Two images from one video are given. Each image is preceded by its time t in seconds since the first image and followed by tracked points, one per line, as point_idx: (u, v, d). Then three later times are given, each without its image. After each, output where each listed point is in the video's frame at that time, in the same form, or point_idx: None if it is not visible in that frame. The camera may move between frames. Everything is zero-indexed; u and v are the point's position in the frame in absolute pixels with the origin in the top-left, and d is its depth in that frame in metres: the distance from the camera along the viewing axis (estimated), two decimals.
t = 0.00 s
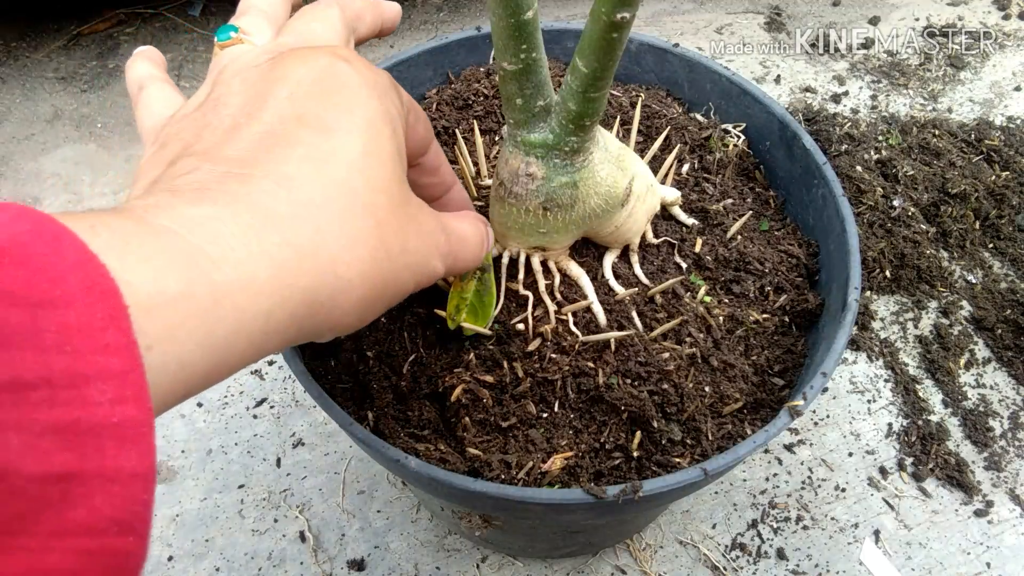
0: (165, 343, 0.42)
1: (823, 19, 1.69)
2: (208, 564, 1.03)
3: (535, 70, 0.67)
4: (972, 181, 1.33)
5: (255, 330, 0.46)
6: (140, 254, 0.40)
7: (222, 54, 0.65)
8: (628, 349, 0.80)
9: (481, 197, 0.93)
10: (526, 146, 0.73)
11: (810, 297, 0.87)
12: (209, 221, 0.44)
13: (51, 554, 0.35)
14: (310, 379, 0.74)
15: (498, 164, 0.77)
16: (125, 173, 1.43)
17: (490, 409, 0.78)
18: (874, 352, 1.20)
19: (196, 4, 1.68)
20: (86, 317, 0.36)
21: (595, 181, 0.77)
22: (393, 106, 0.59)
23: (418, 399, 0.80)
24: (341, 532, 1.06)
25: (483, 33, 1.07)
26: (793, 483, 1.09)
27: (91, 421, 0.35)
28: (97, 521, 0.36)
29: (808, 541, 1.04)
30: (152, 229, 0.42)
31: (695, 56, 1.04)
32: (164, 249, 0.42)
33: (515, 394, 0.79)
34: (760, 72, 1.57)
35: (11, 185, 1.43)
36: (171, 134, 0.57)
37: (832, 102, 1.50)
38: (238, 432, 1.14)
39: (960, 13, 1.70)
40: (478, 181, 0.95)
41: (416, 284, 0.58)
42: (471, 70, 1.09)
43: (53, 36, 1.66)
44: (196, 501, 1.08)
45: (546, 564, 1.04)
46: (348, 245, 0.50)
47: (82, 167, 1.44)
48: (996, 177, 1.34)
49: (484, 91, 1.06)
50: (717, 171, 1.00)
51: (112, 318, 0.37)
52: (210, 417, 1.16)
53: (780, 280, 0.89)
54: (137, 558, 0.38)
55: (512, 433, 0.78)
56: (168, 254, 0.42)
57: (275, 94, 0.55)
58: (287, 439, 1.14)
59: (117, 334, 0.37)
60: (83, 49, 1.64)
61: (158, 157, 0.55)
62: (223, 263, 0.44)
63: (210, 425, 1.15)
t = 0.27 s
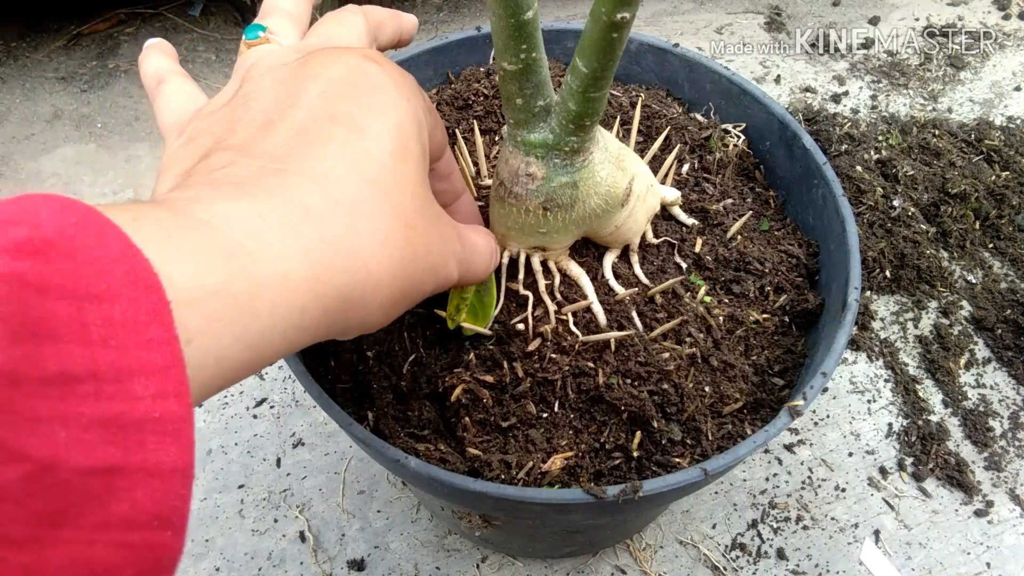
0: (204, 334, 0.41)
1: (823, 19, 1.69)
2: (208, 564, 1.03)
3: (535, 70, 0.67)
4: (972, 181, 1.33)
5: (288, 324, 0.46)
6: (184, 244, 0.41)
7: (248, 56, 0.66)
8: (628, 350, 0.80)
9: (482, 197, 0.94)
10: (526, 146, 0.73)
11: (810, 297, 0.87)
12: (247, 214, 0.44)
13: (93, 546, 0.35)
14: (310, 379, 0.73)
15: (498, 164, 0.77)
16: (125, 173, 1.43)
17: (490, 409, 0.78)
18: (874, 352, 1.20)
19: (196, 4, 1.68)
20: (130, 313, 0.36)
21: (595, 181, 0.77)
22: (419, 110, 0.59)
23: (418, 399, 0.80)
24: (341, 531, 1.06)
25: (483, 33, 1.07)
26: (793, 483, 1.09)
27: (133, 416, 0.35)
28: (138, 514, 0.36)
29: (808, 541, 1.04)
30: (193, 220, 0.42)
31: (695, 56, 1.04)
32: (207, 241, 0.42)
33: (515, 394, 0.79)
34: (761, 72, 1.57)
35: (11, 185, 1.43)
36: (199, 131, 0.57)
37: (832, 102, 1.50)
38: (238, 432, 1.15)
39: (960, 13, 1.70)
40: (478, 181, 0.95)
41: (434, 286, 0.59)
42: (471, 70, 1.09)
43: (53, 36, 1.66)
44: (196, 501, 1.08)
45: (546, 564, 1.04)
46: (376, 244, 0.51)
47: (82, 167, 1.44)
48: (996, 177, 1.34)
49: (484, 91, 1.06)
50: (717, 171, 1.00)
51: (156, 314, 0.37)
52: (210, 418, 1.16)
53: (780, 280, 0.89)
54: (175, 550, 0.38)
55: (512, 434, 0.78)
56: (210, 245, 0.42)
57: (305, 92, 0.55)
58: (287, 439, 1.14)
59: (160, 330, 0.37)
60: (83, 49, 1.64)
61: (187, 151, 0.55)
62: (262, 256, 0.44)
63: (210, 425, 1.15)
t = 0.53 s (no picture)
0: (209, 323, 0.42)
1: (823, 19, 1.69)
2: (208, 564, 1.03)
3: (535, 70, 0.67)
4: (972, 181, 1.33)
5: (294, 316, 0.46)
6: (184, 236, 0.41)
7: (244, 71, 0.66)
8: (628, 349, 0.80)
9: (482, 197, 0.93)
10: (526, 146, 0.73)
11: (810, 297, 0.87)
12: (250, 210, 0.44)
13: (96, 528, 0.36)
14: (310, 379, 0.73)
15: (498, 164, 0.77)
16: (125, 173, 1.43)
17: (490, 409, 0.78)
18: (874, 353, 1.20)
19: (196, 4, 1.68)
20: (132, 300, 0.36)
21: (595, 181, 0.77)
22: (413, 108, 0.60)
23: (418, 399, 0.80)
24: (342, 531, 1.06)
25: (483, 33, 1.07)
26: (793, 483, 1.09)
27: (135, 399, 0.36)
28: (139, 497, 0.36)
29: (808, 541, 1.04)
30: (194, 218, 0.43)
31: (695, 56, 1.04)
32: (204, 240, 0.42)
33: (515, 394, 0.78)
34: (761, 72, 1.57)
35: (11, 185, 1.43)
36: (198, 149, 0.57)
37: (832, 102, 1.50)
38: (237, 432, 1.14)
39: (960, 13, 1.70)
40: (479, 182, 0.95)
41: (436, 280, 0.59)
42: (471, 70, 1.09)
43: (53, 36, 1.66)
44: (196, 501, 1.08)
45: (546, 564, 1.04)
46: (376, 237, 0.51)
47: (82, 167, 1.44)
48: (996, 177, 1.34)
49: (484, 91, 1.06)
50: (718, 171, 1.00)
51: (156, 299, 0.37)
52: (210, 418, 1.16)
53: (781, 280, 0.89)
54: (175, 532, 0.38)
55: (512, 434, 0.78)
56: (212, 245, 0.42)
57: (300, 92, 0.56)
58: (288, 439, 1.14)
59: (160, 315, 0.37)
60: (83, 49, 1.64)
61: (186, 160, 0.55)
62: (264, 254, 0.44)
63: (210, 426, 1.15)
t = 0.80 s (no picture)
0: None
1: (823, 19, 1.69)
2: (208, 564, 1.03)
3: (535, 70, 0.67)
4: (972, 181, 1.33)
5: (97, 61, 0.42)
6: None
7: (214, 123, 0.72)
8: (628, 349, 0.80)
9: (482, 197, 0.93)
10: (526, 146, 0.74)
11: (810, 297, 0.87)
12: (22, 26, 0.40)
13: None
14: (309, 379, 0.73)
15: (498, 164, 0.77)
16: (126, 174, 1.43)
17: (490, 409, 0.78)
18: (873, 352, 1.20)
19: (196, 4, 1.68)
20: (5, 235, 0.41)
21: (595, 181, 0.77)
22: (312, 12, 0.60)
23: (418, 399, 0.80)
24: (342, 532, 1.06)
25: (483, 33, 1.07)
26: (793, 483, 1.09)
27: None
28: None
29: (808, 541, 1.04)
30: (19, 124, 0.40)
31: (695, 56, 1.04)
32: None
33: (515, 394, 0.78)
34: (761, 72, 1.57)
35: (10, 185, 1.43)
36: (100, 189, 0.54)
37: (832, 102, 1.50)
38: (237, 432, 1.14)
39: (960, 13, 1.70)
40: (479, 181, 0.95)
41: (337, 73, 0.50)
42: (471, 70, 1.09)
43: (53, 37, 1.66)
44: (196, 501, 1.08)
45: (546, 564, 1.04)
46: (227, 61, 0.45)
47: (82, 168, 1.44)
48: (996, 177, 1.34)
49: (484, 91, 1.06)
50: (718, 171, 1.00)
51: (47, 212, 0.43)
52: (210, 418, 1.16)
53: (780, 280, 0.89)
54: None
55: (512, 434, 0.78)
56: None
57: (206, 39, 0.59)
58: (288, 439, 1.14)
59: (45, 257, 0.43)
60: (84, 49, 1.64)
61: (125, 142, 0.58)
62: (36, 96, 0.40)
63: (210, 426, 1.15)
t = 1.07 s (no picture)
0: None
1: (822, 19, 1.69)
2: (208, 564, 1.03)
3: (535, 70, 0.67)
4: (972, 181, 1.33)
5: None
6: None
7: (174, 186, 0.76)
8: (628, 349, 0.80)
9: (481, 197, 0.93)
10: (526, 146, 0.74)
11: (810, 297, 0.87)
12: None
13: None
14: (310, 379, 0.73)
15: (498, 164, 0.78)
16: (125, 174, 1.44)
17: (490, 409, 0.78)
18: (873, 352, 1.20)
19: (196, 4, 1.68)
20: None
21: (595, 181, 0.77)
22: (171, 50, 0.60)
23: (418, 399, 0.80)
24: (342, 531, 1.06)
25: (483, 33, 1.07)
26: (793, 483, 1.09)
27: None
28: None
29: (808, 542, 1.04)
30: None
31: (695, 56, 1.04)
32: None
33: (515, 394, 0.78)
34: (761, 72, 1.57)
35: (10, 185, 1.43)
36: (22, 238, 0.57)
37: (832, 102, 1.50)
38: (237, 432, 1.14)
39: (960, 13, 1.70)
40: (479, 181, 0.95)
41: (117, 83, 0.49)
42: (471, 70, 1.09)
43: (53, 36, 1.66)
44: (196, 501, 1.08)
45: (546, 564, 1.04)
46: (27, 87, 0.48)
47: (82, 168, 1.44)
48: (997, 177, 1.34)
49: (484, 91, 1.06)
50: (718, 171, 1.00)
51: None
52: (210, 418, 1.16)
53: (780, 280, 0.89)
54: None
55: (512, 433, 0.78)
56: None
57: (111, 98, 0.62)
58: (288, 439, 1.14)
59: None
60: (83, 49, 1.64)
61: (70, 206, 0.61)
62: None
63: (210, 426, 1.15)
